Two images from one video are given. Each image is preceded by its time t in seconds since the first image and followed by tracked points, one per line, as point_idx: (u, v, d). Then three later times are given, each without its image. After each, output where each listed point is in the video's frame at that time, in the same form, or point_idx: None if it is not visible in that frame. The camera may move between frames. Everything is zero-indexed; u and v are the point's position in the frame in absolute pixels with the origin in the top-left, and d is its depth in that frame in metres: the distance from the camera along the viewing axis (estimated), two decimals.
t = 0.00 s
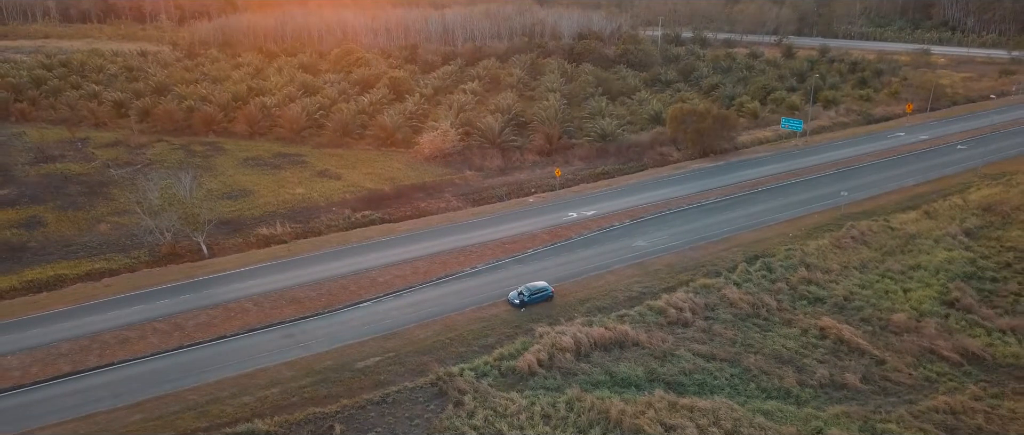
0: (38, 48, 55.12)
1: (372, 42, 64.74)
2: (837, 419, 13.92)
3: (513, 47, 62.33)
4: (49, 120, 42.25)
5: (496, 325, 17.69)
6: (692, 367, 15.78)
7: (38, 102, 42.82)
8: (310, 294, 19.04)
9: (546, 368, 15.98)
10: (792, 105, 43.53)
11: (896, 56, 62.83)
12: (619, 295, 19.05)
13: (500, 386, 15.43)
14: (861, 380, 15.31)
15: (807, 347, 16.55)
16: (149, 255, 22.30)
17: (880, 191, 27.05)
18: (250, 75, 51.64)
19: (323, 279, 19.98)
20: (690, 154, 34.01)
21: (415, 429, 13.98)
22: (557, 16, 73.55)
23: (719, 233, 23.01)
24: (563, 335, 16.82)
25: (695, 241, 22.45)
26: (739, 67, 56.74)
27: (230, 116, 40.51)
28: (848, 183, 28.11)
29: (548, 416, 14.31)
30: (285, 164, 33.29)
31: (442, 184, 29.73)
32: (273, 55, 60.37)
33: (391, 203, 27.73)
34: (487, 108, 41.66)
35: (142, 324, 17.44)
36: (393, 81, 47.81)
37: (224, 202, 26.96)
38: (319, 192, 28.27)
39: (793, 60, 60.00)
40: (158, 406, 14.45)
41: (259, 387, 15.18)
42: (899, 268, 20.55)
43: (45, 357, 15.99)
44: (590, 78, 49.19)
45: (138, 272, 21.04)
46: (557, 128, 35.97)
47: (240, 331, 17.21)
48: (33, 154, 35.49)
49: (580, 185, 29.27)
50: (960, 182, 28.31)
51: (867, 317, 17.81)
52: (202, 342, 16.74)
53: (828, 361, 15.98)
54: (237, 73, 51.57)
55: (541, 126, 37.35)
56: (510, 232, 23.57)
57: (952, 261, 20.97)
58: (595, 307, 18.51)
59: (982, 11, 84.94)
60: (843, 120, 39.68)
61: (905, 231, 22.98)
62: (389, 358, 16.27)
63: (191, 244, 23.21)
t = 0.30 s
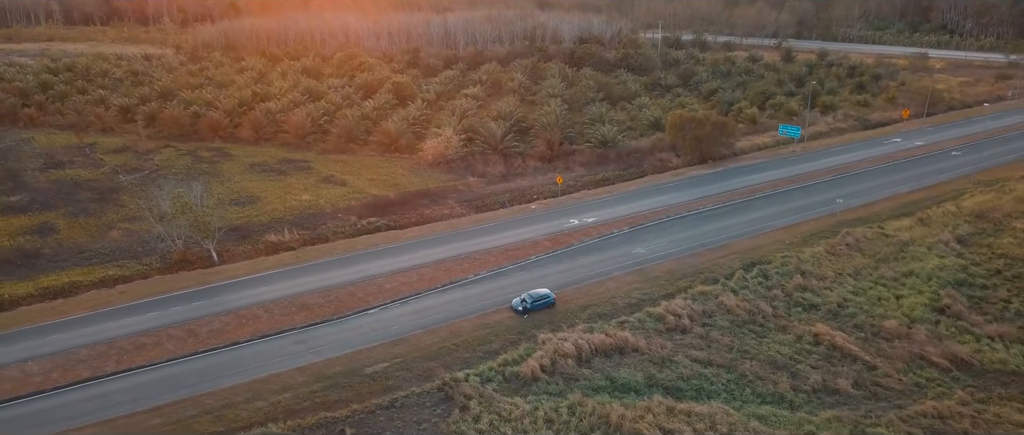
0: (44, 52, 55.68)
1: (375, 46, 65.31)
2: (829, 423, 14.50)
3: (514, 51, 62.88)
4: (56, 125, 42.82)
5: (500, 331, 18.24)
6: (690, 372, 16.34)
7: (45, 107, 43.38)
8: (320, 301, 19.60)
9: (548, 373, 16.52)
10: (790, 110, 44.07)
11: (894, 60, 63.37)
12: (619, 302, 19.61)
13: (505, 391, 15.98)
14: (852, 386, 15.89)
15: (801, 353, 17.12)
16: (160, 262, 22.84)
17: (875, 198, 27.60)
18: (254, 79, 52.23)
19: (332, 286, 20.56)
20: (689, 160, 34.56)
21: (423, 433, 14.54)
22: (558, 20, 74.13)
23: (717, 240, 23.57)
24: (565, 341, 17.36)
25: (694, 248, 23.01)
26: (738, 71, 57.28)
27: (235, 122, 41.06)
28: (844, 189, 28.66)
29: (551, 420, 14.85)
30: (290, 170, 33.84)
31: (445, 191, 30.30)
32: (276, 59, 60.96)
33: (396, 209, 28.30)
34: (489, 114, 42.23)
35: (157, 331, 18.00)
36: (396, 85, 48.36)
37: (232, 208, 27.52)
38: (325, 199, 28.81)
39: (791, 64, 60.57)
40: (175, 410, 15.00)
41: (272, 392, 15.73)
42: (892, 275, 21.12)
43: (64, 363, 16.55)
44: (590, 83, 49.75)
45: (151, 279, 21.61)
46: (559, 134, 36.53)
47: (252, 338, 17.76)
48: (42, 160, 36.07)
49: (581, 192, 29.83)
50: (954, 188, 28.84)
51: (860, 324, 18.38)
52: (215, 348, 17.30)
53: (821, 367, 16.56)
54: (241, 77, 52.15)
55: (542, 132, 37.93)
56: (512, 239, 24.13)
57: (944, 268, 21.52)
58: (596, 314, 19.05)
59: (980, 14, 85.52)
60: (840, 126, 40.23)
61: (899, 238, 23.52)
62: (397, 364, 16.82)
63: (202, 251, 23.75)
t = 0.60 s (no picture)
0: (48, 54, 56.19)
1: (376, 49, 65.83)
2: (822, 426, 15.11)
3: (515, 54, 63.43)
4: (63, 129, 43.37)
5: (503, 335, 18.79)
6: (688, 377, 16.91)
7: (52, 112, 43.93)
8: (328, 306, 20.15)
9: (551, 377, 17.06)
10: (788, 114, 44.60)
11: (892, 63, 63.88)
12: (620, 306, 20.17)
13: (508, 394, 16.53)
14: (844, 390, 16.49)
15: (795, 358, 17.70)
16: (172, 267, 23.39)
17: (870, 203, 28.12)
18: (258, 83, 52.79)
19: (339, 291, 21.11)
20: (688, 165, 35.10)
21: None
22: (559, 22, 74.70)
23: (716, 246, 24.11)
24: (567, 346, 17.90)
25: (692, 253, 23.58)
26: (737, 74, 57.83)
27: (240, 126, 41.60)
28: (840, 194, 29.19)
29: (554, 423, 15.40)
30: (295, 175, 34.40)
31: (448, 196, 30.87)
32: (279, 62, 61.52)
33: (400, 215, 28.89)
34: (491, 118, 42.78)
35: (171, 335, 18.56)
36: (398, 89, 48.91)
37: (240, 213, 28.07)
38: (331, 204, 29.36)
39: (790, 68, 61.10)
40: (192, 413, 15.57)
41: (284, 395, 16.29)
42: (885, 280, 21.68)
43: (82, 367, 17.10)
44: (591, 87, 50.30)
45: (163, 285, 22.17)
46: (560, 139, 37.09)
47: (263, 342, 18.33)
48: (51, 164, 36.63)
49: (581, 198, 30.38)
50: (948, 193, 29.37)
51: (852, 329, 18.96)
52: (229, 352, 17.88)
53: (815, 371, 17.15)
54: (245, 81, 52.72)
55: (543, 137, 38.48)
56: (515, 245, 24.68)
57: (936, 274, 22.06)
58: (596, 319, 19.60)
59: (978, 17, 85.93)
60: (837, 131, 40.77)
61: (892, 244, 24.06)
62: (405, 368, 17.37)
63: (211, 256, 24.29)
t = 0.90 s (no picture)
0: (52, 58, 56.74)
1: (378, 53, 66.38)
2: (815, 429, 15.72)
3: (516, 58, 64.01)
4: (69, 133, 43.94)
5: (507, 340, 19.35)
6: (685, 381, 17.50)
7: (58, 116, 44.50)
8: (336, 312, 20.74)
9: (553, 381, 17.63)
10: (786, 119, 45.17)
11: (890, 67, 64.44)
12: (620, 312, 20.74)
13: (512, 398, 17.09)
14: (837, 393, 17.12)
15: (790, 362, 18.30)
16: (182, 272, 23.95)
17: (866, 209, 28.66)
18: (262, 88, 53.39)
19: (346, 297, 21.68)
20: (687, 170, 35.66)
21: None
22: (560, 26, 75.29)
23: (713, 251, 24.68)
24: (568, 351, 18.47)
25: (690, 258, 24.15)
26: (737, 78, 58.40)
27: (245, 131, 42.16)
28: (836, 200, 29.75)
29: (556, 425, 15.98)
30: (301, 180, 34.97)
31: (452, 202, 31.47)
32: (282, 66, 62.10)
33: (405, 221, 29.50)
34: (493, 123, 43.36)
35: (184, 340, 19.13)
36: (401, 94, 49.48)
37: (247, 219, 28.63)
38: (336, 210, 29.94)
39: (788, 72, 61.70)
40: (207, 416, 16.14)
41: (295, 398, 16.85)
42: (878, 286, 22.26)
43: (99, 372, 17.67)
44: (591, 92, 50.87)
45: (174, 290, 22.75)
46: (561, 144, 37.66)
47: (274, 347, 18.91)
48: (59, 169, 37.17)
49: (582, 204, 30.96)
50: (943, 199, 29.92)
51: (845, 334, 19.58)
52: (241, 357, 18.45)
53: (808, 375, 17.76)
54: (248, 86, 53.30)
55: (544, 143, 39.06)
56: (517, 251, 25.25)
57: (929, 279, 22.63)
58: (597, 323, 20.15)
59: (976, 20, 86.50)
60: (834, 136, 41.33)
61: (886, 250, 24.62)
62: (412, 372, 17.94)
63: (220, 261, 24.85)
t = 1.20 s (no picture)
0: (57, 63, 57.31)
1: (380, 58, 66.96)
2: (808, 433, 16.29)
3: (517, 63, 64.60)
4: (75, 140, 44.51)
5: (509, 346, 19.89)
6: (683, 386, 18.09)
7: (64, 122, 45.08)
8: (344, 318, 21.30)
9: (555, 386, 18.17)
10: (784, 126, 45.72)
11: (887, 73, 65.04)
12: (620, 318, 21.27)
13: (516, 403, 17.64)
14: (830, 399, 17.73)
15: (785, 368, 18.91)
16: (192, 279, 24.52)
17: (861, 216, 29.17)
18: (265, 94, 54.01)
19: (352, 304, 22.23)
20: (685, 177, 36.22)
21: None
22: (560, 31, 75.91)
23: (711, 259, 25.24)
24: (570, 357, 19.02)
25: (688, 266, 24.71)
26: (735, 84, 59.00)
27: (250, 138, 42.75)
28: (832, 207, 30.29)
29: (558, 430, 16.52)
30: (305, 187, 35.53)
31: (454, 209, 32.08)
32: (285, 71, 62.73)
33: (409, 228, 30.10)
34: (494, 130, 43.94)
35: (196, 346, 19.69)
36: (403, 100, 50.05)
37: (254, 226, 29.21)
38: (341, 217, 30.51)
39: (787, 77, 62.29)
40: (220, 421, 16.69)
41: (305, 404, 17.40)
42: (871, 294, 22.84)
43: (115, 377, 18.23)
44: (591, 98, 51.46)
45: (185, 298, 23.33)
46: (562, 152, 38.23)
47: (284, 353, 19.46)
48: (67, 176, 37.73)
49: (583, 212, 31.54)
50: (937, 206, 30.46)
51: (839, 340, 20.19)
52: (252, 363, 19.01)
53: (802, 381, 18.37)
54: (252, 91, 53.91)
55: (545, 151, 39.66)
56: (519, 259, 25.81)
57: (921, 287, 23.20)
58: (597, 330, 20.70)
59: (973, 25, 87.11)
60: (830, 143, 41.90)
61: (880, 257, 25.16)
62: (418, 378, 18.49)
63: (229, 268, 25.39)
